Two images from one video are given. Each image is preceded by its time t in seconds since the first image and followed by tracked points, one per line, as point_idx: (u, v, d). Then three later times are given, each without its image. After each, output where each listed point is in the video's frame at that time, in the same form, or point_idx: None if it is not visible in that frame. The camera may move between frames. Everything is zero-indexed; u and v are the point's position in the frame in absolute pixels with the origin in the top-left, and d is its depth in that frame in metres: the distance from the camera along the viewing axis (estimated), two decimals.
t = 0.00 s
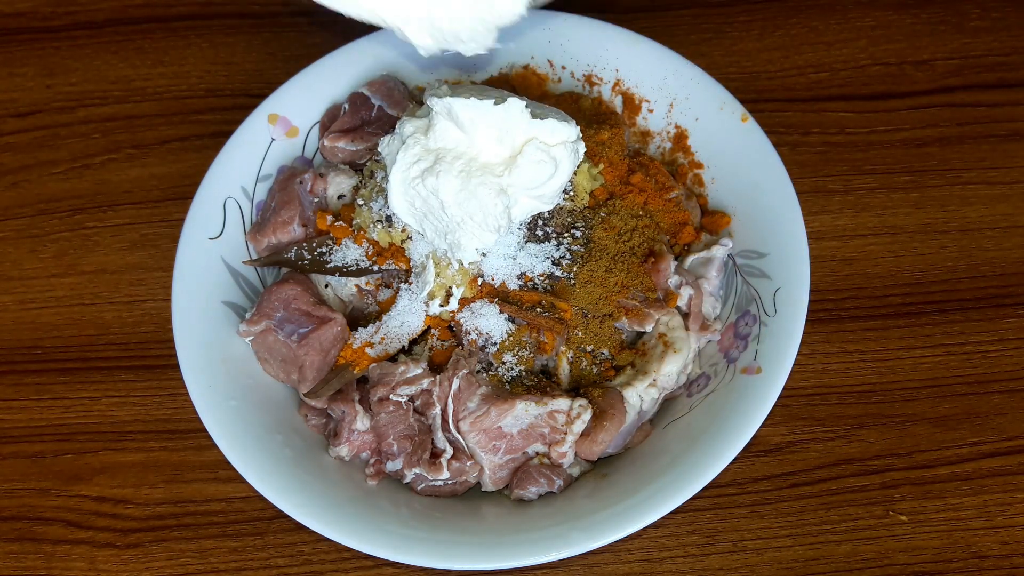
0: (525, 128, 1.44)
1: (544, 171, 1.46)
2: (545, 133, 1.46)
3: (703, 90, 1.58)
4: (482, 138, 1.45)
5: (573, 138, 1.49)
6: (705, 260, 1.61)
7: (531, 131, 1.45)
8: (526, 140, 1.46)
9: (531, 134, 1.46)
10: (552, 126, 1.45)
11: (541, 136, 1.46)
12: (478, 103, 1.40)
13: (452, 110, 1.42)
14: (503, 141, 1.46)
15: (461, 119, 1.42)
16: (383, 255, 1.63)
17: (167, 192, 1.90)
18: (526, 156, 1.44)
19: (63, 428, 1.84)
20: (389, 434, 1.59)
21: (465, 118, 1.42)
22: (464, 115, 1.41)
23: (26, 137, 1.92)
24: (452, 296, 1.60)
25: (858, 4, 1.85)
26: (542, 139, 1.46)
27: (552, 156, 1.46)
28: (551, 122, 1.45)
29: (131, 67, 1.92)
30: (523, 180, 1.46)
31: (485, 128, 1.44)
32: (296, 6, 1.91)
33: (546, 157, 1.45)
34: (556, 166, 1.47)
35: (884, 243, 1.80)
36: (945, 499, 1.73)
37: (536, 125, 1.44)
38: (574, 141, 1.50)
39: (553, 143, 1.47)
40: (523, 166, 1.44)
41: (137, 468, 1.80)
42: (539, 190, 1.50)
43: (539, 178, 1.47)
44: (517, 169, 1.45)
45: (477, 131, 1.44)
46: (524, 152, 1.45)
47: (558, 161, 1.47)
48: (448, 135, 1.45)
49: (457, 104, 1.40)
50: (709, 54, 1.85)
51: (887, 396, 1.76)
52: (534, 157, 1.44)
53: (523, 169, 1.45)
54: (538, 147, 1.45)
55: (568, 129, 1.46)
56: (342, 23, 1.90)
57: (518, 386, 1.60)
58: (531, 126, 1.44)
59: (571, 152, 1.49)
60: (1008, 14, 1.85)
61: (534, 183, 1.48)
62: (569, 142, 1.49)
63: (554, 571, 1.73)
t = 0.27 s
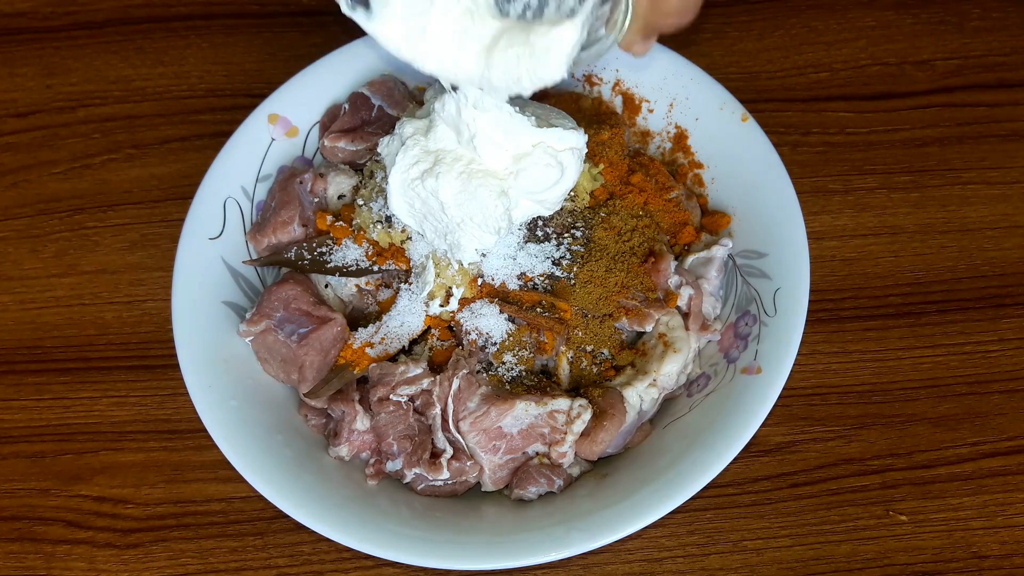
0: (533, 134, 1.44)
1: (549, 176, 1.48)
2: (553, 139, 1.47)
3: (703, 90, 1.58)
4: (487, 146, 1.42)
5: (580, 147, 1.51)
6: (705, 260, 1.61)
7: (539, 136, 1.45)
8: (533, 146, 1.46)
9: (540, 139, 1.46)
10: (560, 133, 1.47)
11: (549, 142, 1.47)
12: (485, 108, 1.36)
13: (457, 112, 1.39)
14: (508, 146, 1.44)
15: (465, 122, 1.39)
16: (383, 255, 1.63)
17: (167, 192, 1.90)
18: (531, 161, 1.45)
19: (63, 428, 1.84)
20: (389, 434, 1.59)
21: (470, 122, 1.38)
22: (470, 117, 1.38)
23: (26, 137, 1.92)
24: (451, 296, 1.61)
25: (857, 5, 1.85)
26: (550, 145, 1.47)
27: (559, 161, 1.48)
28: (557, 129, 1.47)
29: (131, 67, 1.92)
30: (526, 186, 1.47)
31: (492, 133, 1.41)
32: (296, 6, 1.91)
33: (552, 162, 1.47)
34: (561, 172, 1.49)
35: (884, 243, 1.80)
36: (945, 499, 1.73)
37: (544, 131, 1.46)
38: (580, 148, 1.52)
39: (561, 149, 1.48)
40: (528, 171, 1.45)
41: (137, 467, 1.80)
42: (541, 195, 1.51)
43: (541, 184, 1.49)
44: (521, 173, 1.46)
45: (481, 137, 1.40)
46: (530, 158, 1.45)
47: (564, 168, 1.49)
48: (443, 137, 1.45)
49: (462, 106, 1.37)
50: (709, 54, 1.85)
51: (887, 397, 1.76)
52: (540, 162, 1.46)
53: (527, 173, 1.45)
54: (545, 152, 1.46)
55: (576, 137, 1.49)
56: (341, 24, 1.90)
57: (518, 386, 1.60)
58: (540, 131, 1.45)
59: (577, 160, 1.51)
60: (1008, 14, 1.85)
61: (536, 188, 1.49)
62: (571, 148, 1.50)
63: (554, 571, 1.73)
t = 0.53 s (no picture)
0: (540, 136, 1.45)
1: (554, 178, 1.48)
2: (560, 141, 1.47)
3: (703, 90, 1.58)
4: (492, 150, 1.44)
5: (586, 149, 1.51)
6: (705, 260, 1.61)
7: (545, 139, 1.46)
8: (539, 148, 1.47)
9: (546, 141, 1.47)
10: (567, 134, 1.46)
11: (555, 144, 1.47)
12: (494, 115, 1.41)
13: (463, 118, 1.42)
14: (514, 150, 1.46)
15: (471, 127, 1.42)
16: (383, 255, 1.63)
17: (167, 192, 1.89)
18: (537, 163, 1.46)
19: (63, 428, 1.84)
20: (389, 434, 1.59)
21: (477, 128, 1.42)
22: (478, 124, 1.41)
23: (26, 137, 1.92)
24: (452, 296, 1.61)
25: (857, 5, 1.86)
26: (556, 146, 1.47)
27: (565, 163, 1.48)
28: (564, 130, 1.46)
29: (131, 67, 1.92)
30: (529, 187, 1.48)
31: (499, 139, 1.44)
32: (296, 6, 1.91)
33: (558, 164, 1.47)
34: (566, 174, 1.49)
35: (883, 243, 1.80)
36: (946, 499, 1.73)
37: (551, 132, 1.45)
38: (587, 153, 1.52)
39: (567, 152, 1.49)
40: (532, 172, 1.46)
41: (137, 467, 1.80)
42: (544, 197, 1.52)
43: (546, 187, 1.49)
44: (525, 175, 1.47)
45: (487, 142, 1.43)
46: (535, 160, 1.47)
47: (569, 170, 1.50)
48: (445, 138, 1.46)
49: (471, 113, 1.41)
50: (709, 54, 1.85)
51: (887, 397, 1.76)
52: (545, 163, 1.46)
53: (532, 174, 1.46)
54: (552, 154, 1.46)
55: (583, 139, 1.48)
56: (341, 23, 1.90)
57: (518, 386, 1.60)
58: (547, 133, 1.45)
59: (582, 162, 1.52)
60: (1008, 14, 1.85)
61: (540, 189, 1.49)
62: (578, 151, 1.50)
63: (554, 571, 1.73)
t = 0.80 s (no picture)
0: (542, 136, 1.45)
1: (556, 179, 1.48)
2: (562, 142, 1.47)
3: (702, 90, 1.58)
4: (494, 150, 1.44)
5: (587, 151, 1.51)
6: (705, 260, 1.61)
7: (547, 139, 1.46)
8: (541, 148, 1.47)
9: (548, 142, 1.46)
10: (569, 135, 1.46)
11: (557, 145, 1.47)
12: (497, 116, 1.41)
13: (466, 119, 1.42)
14: (516, 151, 1.46)
15: (473, 128, 1.42)
16: (383, 255, 1.63)
17: (167, 192, 1.89)
18: (538, 163, 1.46)
19: (63, 428, 1.84)
20: (389, 434, 1.59)
21: (479, 129, 1.42)
22: (480, 124, 1.42)
23: (27, 137, 1.92)
24: (452, 296, 1.60)
25: (857, 5, 1.86)
26: (558, 147, 1.47)
27: (567, 164, 1.48)
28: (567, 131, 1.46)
29: (131, 67, 1.92)
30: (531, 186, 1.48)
31: (502, 140, 1.44)
32: (296, 6, 1.91)
33: (560, 164, 1.47)
34: (568, 175, 1.49)
35: (883, 243, 1.80)
36: (946, 499, 1.73)
37: (553, 133, 1.45)
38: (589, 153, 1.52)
39: (569, 153, 1.48)
40: (534, 173, 1.46)
41: (137, 467, 1.80)
42: (545, 197, 1.51)
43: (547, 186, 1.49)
44: (527, 175, 1.46)
45: (489, 142, 1.43)
46: (537, 160, 1.47)
47: (571, 171, 1.50)
48: (446, 138, 1.46)
49: (473, 114, 1.41)
50: (709, 54, 1.85)
51: (887, 397, 1.76)
52: (547, 163, 1.46)
53: (533, 174, 1.46)
54: (554, 154, 1.46)
55: (585, 140, 1.48)
56: (341, 23, 1.90)
57: (518, 386, 1.60)
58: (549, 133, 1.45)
59: (584, 164, 1.52)
60: (1008, 14, 1.85)
61: (541, 189, 1.49)
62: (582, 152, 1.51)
63: (554, 571, 1.73)
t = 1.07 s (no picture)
0: (542, 137, 1.45)
1: (556, 179, 1.48)
2: (563, 142, 1.47)
3: (702, 90, 1.58)
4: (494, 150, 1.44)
5: (588, 151, 1.51)
6: (705, 260, 1.61)
7: (548, 140, 1.46)
8: (541, 149, 1.47)
9: (548, 142, 1.47)
10: (570, 136, 1.46)
11: (558, 145, 1.47)
12: (498, 117, 1.41)
13: (466, 119, 1.42)
14: (517, 151, 1.46)
15: (474, 128, 1.42)
16: (383, 255, 1.63)
17: (167, 192, 1.90)
18: (539, 163, 1.46)
19: (63, 428, 1.84)
20: (389, 434, 1.59)
21: (480, 129, 1.42)
22: (481, 125, 1.42)
23: (27, 137, 1.92)
24: (452, 296, 1.60)
25: (857, 5, 1.86)
26: (558, 147, 1.47)
27: (567, 165, 1.48)
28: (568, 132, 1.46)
29: (131, 67, 1.92)
30: (532, 187, 1.48)
31: (502, 140, 1.44)
32: (296, 6, 1.91)
33: (560, 165, 1.47)
34: (568, 175, 1.49)
35: (883, 243, 1.80)
36: (945, 499, 1.73)
37: (554, 133, 1.45)
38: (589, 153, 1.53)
39: (570, 153, 1.49)
40: (534, 173, 1.46)
41: (137, 467, 1.80)
42: (545, 198, 1.51)
43: (548, 187, 1.49)
44: (528, 175, 1.46)
45: (490, 142, 1.43)
46: (538, 161, 1.47)
47: (572, 172, 1.50)
48: (446, 138, 1.46)
49: (474, 114, 1.41)
50: (709, 54, 1.85)
51: (887, 397, 1.76)
52: (548, 164, 1.46)
53: (534, 175, 1.46)
54: (555, 154, 1.46)
55: (586, 141, 1.48)
56: (341, 23, 1.90)
57: (518, 386, 1.60)
58: (550, 134, 1.45)
59: (584, 164, 1.52)
60: (1008, 14, 1.85)
61: (542, 190, 1.49)
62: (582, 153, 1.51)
63: (554, 571, 1.73)
